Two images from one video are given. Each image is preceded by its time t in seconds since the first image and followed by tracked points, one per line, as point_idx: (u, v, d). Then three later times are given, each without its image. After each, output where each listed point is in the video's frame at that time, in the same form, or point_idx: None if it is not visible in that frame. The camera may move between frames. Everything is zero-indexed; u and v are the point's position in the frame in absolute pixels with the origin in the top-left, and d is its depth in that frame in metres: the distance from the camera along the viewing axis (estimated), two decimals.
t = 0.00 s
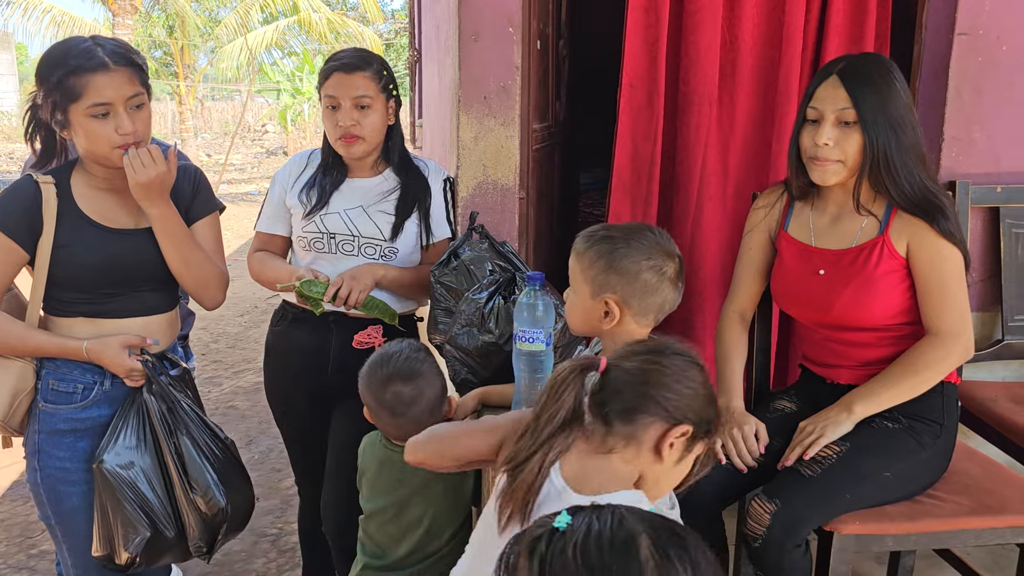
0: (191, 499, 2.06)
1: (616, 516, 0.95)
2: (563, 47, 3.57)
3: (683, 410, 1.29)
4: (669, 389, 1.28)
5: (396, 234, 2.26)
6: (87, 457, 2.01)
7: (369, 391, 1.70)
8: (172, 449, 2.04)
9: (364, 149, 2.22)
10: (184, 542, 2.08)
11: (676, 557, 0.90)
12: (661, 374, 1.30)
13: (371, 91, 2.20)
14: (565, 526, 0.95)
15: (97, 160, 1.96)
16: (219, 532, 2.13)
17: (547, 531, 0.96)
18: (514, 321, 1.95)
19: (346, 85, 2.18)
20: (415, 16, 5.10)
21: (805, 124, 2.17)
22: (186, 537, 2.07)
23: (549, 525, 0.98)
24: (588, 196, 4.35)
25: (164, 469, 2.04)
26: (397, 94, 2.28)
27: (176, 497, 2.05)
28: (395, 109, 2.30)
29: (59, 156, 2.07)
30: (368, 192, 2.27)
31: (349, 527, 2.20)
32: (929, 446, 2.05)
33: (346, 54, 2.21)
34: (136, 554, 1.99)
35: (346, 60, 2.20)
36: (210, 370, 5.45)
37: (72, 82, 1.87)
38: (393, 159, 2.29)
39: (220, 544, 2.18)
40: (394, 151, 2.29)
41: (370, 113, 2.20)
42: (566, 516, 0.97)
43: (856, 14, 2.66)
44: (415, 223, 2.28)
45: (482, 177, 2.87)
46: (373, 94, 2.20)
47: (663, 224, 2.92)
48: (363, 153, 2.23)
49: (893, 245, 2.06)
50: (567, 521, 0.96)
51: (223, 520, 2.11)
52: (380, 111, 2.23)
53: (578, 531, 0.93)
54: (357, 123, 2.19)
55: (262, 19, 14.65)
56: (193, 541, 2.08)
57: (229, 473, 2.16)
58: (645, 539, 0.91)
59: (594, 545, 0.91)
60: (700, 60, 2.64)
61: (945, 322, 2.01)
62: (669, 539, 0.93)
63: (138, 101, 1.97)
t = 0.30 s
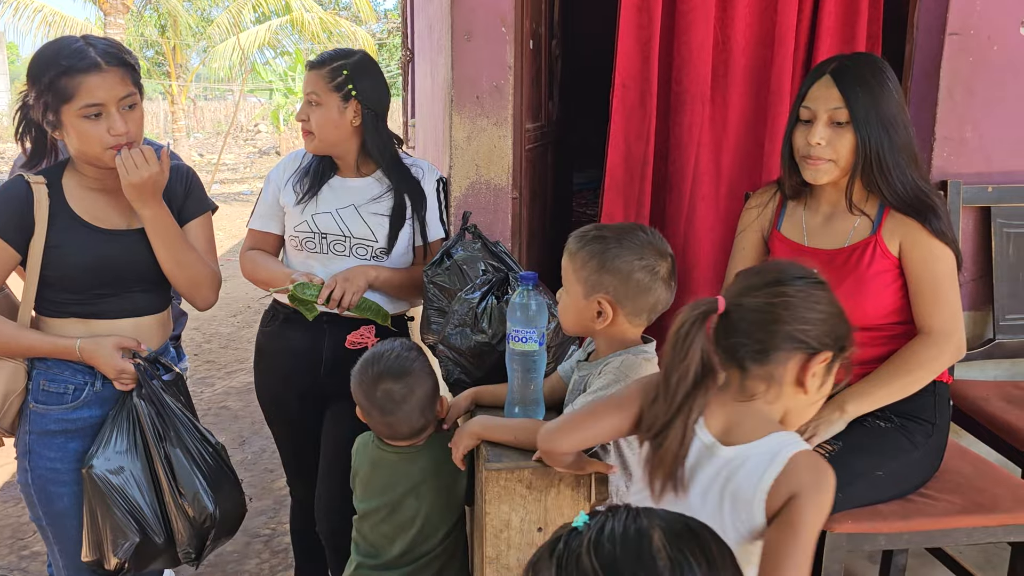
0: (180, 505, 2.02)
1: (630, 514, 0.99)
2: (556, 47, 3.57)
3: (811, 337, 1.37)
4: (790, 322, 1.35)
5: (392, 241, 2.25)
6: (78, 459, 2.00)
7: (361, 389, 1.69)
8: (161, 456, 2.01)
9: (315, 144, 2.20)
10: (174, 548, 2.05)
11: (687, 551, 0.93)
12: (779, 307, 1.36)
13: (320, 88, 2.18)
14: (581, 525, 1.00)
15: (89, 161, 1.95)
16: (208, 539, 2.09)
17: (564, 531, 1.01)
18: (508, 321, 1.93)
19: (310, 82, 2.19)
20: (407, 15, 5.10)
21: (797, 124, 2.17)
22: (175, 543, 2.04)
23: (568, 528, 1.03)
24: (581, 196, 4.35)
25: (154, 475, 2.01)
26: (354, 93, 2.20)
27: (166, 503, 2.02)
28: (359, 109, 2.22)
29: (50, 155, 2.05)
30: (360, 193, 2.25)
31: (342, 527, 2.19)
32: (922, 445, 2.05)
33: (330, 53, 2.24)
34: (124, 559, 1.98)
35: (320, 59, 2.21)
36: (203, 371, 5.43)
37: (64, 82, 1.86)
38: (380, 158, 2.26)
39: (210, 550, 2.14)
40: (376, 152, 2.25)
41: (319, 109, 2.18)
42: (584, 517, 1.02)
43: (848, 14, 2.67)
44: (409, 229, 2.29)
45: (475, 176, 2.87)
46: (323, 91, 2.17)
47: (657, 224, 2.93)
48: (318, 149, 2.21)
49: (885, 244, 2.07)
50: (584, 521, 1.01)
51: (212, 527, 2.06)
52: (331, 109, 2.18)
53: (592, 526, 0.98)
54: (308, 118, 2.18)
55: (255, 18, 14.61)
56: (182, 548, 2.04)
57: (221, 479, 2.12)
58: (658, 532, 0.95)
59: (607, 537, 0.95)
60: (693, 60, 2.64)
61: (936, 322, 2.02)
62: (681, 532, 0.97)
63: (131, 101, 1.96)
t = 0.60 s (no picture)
0: (171, 508, 2.02)
1: (648, 526, 0.97)
2: (548, 46, 3.57)
3: (993, 286, 1.28)
4: (974, 273, 1.27)
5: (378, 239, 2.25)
6: (68, 461, 1.99)
7: (352, 391, 1.69)
8: (152, 459, 2.01)
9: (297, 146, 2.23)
10: (164, 550, 2.04)
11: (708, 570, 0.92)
12: (962, 261, 1.26)
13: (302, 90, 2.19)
14: (598, 540, 0.98)
15: (82, 160, 1.94)
16: (198, 541, 2.08)
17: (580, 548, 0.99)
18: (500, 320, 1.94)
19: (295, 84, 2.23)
20: (400, 15, 5.09)
21: (789, 125, 2.18)
22: (165, 546, 2.03)
23: (582, 542, 1.00)
24: (574, 196, 4.36)
25: (144, 478, 2.01)
26: (332, 93, 2.18)
27: (156, 505, 2.01)
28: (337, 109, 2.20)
29: (42, 154, 2.04)
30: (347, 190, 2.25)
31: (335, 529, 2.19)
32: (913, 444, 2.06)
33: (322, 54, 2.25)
34: (117, 563, 1.97)
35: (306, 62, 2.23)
36: (194, 371, 5.41)
37: (57, 82, 1.85)
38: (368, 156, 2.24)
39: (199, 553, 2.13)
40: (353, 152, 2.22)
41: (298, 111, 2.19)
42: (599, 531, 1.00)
43: (839, 15, 2.68)
44: (394, 229, 2.27)
45: (468, 176, 2.87)
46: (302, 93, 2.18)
47: (649, 224, 2.93)
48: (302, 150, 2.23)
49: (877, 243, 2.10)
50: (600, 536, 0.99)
51: (201, 529, 2.06)
52: (310, 110, 2.18)
53: (609, 543, 0.96)
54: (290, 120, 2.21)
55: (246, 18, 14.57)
56: (172, 550, 2.04)
57: (212, 482, 2.12)
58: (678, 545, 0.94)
59: (627, 555, 0.93)
60: (685, 60, 2.64)
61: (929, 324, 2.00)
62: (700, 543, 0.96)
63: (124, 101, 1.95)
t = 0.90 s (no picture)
0: (156, 513, 1.99)
1: (660, 540, 0.93)
2: (537, 46, 3.57)
3: None
4: None
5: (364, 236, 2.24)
6: (54, 463, 1.98)
7: (341, 397, 1.68)
8: (138, 463, 1.99)
9: (329, 153, 2.20)
10: (150, 553, 2.02)
11: None
12: None
13: (335, 95, 2.16)
14: (605, 549, 0.95)
15: (69, 160, 1.92)
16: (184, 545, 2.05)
17: (586, 555, 0.96)
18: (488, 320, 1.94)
19: (309, 90, 2.14)
20: (388, 14, 5.08)
21: (777, 125, 2.19)
22: (152, 549, 2.01)
23: (590, 547, 0.98)
24: (563, 196, 4.36)
25: (131, 482, 1.99)
26: (362, 94, 2.22)
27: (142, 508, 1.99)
28: (363, 110, 2.24)
29: (27, 155, 2.03)
30: (338, 189, 2.25)
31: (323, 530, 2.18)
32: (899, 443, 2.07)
33: (315, 56, 2.18)
34: (105, 567, 1.96)
35: (312, 64, 2.15)
36: (182, 373, 5.38)
37: (45, 81, 1.84)
38: (365, 159, 2.26)
39: (187, 557, 2.11)
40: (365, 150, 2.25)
41: (335, 118, 2.16)
42: (609, 537, 0.96)
43: (827, 15, 2.69)
44: (379, 228, 2.26)
45: (457, 176, 2.86)
46: (338, 99, 2.16)
47: (637, 224, 2.93)
48: (329, 156, 2.21)
49: (864, 244, 2.09)
50: (609, 543, 0.96)
51: (187, 532, 2.04)
52: (347, 115, 2.19)
53: (615, 556, 0.93)
54: (320, 126, 2.15)
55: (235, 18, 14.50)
56: (158, 554, 2.01)
57: (199, 486, 2.10)
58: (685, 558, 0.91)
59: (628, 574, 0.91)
60: (673, 60, 2.65)
61: (913, 322, 2.03)
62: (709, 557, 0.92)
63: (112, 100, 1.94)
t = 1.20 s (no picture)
0: (137, 517, 1.99)
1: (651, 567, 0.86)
2: (523, 47, 3.57)
3: None
4: None
5: (355, 239, 2.23)
6: (34, 466, 1.96)
7: (330, 399, 1.65)
8: (118, 467, 1.98)
9: (316, 157, 2.20)
10: (131, 558, 2.02)
11: None
12: None
13: (317, 99, 2.14)
14: (591, 567, 0.89)
15: (46, 161, 1.91)
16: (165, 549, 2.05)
17: (573, 570, 0.90)
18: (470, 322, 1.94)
19: (290, 94, 2.12)
20: (374, 14, 5.08)
21: (758, 126, 2.19)
22: (132, 553, 2.01)
23: (578, 561, 0.92)
24: (552, 196, 4.36)
25: (111, 485, 1.98)
26: (342, 95, 2.21)
27: (123, 512, 1.98)
28: (346, 110, 2.24)
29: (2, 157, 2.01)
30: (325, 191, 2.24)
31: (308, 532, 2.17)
32: (882, 443, 2.07)
33: (292, 59, 2.15)
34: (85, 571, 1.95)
35: (291, 67, 2.13)
36: (172, 374, 5.36)
37: (20, 80, 1.82)
38: (347, 159, 2.25)
39: (168, 560, 2.10)
40: (347, 151, 2.24)
41: (318, 122, 2.15)
42: (597, 554, 0.89)
43: (811, 15, 2.69)
44: (370, 229, 2.26)
45: (440, 177, 2.86)
46: (320, 102, 2.15)
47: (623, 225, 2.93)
48: (317, 160, 2.20)
49: (845, 245, 2.09)
50: (595, 560, 0.89)
51: (169, 537, 2.03)
52: (330, 117, 2.18)
53: None
54: (305, 132, 2.15)
55: (226, 17, 14.46)
56: (139, 558, 2.00)
57: (180, 490, 2.09)
58: None
59: None
60: (657, 61, 2.65)
61: (896, 321, 2.04)
62: None
63: (88, 100, 1.92)
